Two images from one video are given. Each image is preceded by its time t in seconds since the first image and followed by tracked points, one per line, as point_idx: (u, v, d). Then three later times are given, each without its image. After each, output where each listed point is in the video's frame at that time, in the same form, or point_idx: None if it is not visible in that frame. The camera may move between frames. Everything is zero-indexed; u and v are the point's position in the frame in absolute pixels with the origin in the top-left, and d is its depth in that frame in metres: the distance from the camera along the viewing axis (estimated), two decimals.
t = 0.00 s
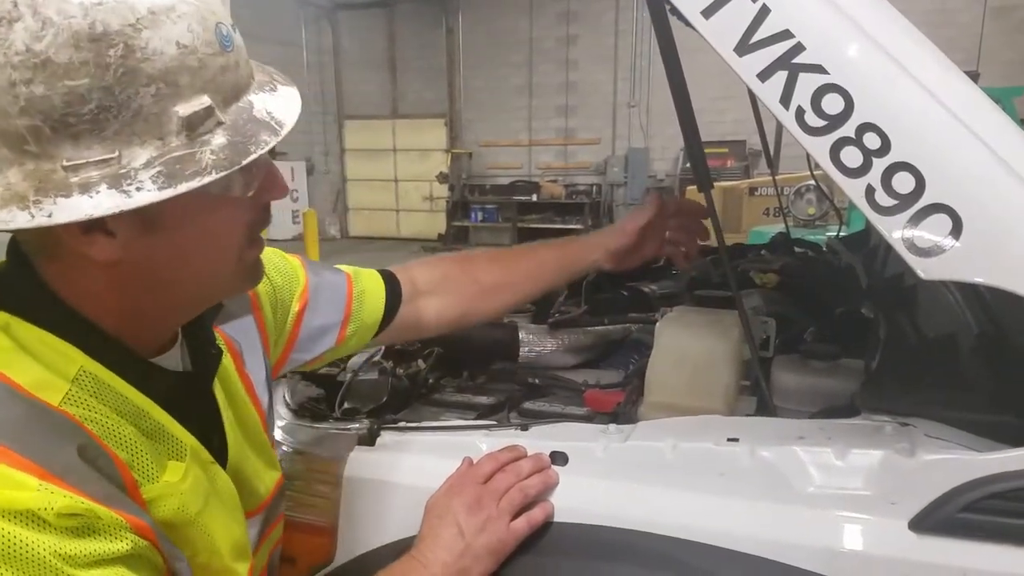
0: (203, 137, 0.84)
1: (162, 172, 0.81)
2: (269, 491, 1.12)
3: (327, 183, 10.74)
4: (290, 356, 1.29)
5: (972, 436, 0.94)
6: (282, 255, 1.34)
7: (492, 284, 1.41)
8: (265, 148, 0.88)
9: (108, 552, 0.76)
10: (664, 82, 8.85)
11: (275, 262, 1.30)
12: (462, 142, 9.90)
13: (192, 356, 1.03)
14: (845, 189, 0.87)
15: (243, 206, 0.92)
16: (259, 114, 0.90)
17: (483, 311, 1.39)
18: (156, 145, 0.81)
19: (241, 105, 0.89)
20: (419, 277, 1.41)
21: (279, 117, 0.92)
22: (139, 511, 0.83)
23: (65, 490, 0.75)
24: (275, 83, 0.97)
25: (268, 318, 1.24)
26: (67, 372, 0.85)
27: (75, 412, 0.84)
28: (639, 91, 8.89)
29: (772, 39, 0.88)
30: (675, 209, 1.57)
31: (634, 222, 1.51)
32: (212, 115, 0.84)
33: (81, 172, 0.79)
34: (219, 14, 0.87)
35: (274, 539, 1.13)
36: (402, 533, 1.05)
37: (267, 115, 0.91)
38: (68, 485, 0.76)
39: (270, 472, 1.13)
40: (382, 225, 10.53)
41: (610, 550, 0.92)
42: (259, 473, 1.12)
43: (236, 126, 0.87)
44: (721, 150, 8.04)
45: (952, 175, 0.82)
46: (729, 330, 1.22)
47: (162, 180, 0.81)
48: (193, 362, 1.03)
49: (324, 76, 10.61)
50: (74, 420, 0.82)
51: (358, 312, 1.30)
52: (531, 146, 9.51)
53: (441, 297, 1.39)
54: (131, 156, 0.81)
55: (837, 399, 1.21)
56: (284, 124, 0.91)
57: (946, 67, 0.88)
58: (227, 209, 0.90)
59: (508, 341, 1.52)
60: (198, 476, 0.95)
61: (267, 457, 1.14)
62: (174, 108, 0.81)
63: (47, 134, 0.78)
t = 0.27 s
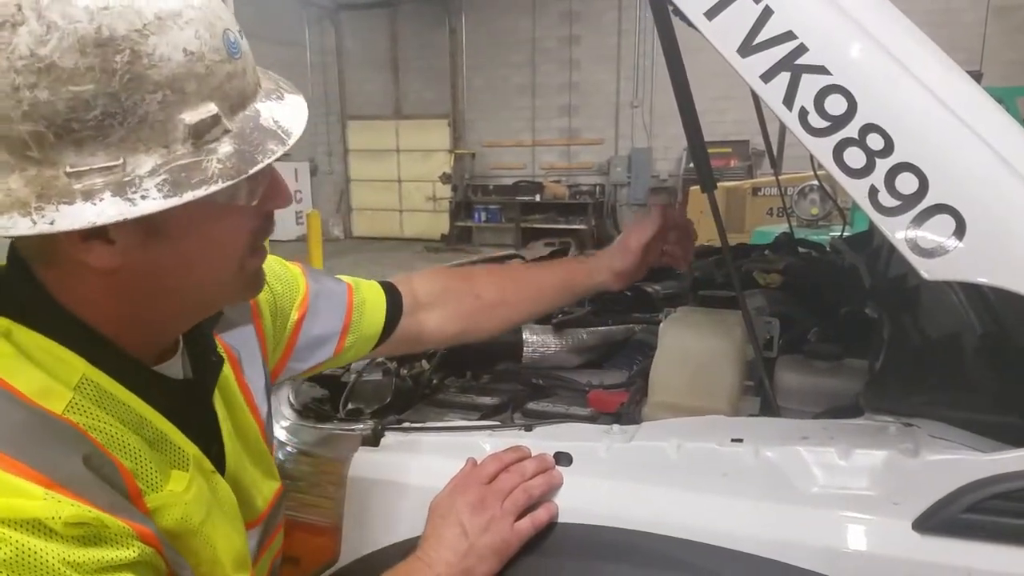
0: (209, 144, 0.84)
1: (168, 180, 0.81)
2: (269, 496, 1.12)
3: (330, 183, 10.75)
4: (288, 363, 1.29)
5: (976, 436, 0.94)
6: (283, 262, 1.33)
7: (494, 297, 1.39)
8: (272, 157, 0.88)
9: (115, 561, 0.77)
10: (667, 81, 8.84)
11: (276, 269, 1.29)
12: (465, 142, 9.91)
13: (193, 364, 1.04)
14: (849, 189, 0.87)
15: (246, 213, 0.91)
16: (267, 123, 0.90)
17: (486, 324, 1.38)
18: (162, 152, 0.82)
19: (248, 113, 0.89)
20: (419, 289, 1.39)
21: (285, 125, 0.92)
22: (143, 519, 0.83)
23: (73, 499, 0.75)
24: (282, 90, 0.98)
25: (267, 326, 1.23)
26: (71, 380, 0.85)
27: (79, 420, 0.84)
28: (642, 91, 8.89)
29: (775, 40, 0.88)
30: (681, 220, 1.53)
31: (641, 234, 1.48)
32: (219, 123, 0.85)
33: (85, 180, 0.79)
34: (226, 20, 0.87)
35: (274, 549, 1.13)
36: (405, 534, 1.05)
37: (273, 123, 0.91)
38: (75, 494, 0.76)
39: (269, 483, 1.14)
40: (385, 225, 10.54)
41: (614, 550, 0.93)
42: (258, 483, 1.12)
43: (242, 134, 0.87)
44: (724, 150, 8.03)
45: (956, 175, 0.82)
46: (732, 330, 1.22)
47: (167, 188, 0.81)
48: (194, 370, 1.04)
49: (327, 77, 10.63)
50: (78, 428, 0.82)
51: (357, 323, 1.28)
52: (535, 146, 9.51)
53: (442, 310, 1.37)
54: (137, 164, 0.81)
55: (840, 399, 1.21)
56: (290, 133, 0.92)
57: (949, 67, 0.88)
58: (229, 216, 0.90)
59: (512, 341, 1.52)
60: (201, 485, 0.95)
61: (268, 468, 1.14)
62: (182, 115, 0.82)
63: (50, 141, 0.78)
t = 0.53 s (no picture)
0: (245, 151, 0.85)
1: (206, 184, 0.82)
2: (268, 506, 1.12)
3: (333, 184, 10.76)
4: (286, 375, 1.26)
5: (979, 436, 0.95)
6: (285, 273, 1.31)
7: (496, 313, 1.37)
8: (304, 166, 0.90)
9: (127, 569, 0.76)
10: (669, 82, 8.84)
11: (278, 280, 1.28)
12: (467, 143, 9.92)
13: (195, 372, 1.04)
14: (851, 190, 0.88)
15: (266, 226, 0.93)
16: (297, 134, 0.93)
17: (489, 342, 1.35)
18: (200, 155, 0.82)
19: (279, 125, 0.91)
20: (421, 304, 1.35)
21: (314, 138, 0.95)
22: (149, 527, 0.82)
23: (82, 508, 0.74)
24: (305, 105, 1.01)
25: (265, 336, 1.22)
26: (76, 389, 0.85)
27: (85, 429, 0.83)
28: (645, 91, 8.90)
29: (777, 41, 0.88)
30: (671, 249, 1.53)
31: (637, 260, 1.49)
32: (257, 129, 0.86)
33: (122, 180, 0.79)
34: (262, 33, 0.89)
35: (271, 559, 1.13)
36: (407, 534, 1.05)
37: (302, 135, 0.94)
38: (84, 503, 0.75)
39: (267, 496, 1.13)
40: (387, 226, 10.55)
41: (617, 550, 0.93)
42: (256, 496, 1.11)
43: (275, 143, 0.89)
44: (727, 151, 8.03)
45: (958, 176, 0.82)
46: (734, 331, 1.22)
47: (206, 192, 0.82)
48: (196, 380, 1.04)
49: (330, 78, 10.64)
50: (85, 437, 0.82)
51: (357, 337, 1.26)
52: (537, 147, 9.52)
53: (444, 326, 1.34)
54: (174, 166, 0.81)
55: (843, 400, 1.21)
56: (318, 145, 0.95)
57: (951, 68, 0.88)
58: (249, 228, 0.90)
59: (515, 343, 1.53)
60: (203, 497, 0.95)
61: (268, 481, 1.14)
62: (220, 120, 0.83)
63: (91, 139, 0.77)
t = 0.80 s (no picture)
0: (280, 147, 0.87)
1: (253, 177, 0.83)
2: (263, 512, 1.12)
3: (336, 184, 10.77)
4: (273, 379, 1.25)
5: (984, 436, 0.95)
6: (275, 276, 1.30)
7: (491, 325, 1.35)
8: (330, 161, 0.92)
9: None
10: (672, 82, 8.84)
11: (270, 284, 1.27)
12: (470, 143, 9.92)
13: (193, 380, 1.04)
14: (855, 189, 0.87)
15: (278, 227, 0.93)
16: (315, 132, 0.94)
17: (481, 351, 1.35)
18: (242, 150, 0.83)
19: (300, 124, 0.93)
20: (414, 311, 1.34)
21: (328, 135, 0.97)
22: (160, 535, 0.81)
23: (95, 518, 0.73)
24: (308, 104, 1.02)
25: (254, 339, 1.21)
26: (80, 398, 0.85)
27: (91, 438, 0.84)
28: (648, 91, 8.89)
29: (781, 41, 0.88)
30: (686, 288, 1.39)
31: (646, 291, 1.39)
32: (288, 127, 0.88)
33: (172, 172, 0.79)
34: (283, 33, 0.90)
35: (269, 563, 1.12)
36: (410, 533, 1.05)
37: (319, 133, 0.95)
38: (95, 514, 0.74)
39: (261, 502, 1.13)
40: (391, 227, 10.55)
41: (622, 549, 0.93)
42: (247, 502, 1.10)
43: (301, 140, 0.90)
44: (731, 151, 8.03)
45: (963, 175, 0.82)
46: (738, 331, 1.22)
47: (254, 184, 0.82)
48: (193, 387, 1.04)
49: (333, 78, 10.65)
50: (93, 446, 0.82)
51: (345, 342, 1.26)
52: (540, 147, 9.52)
53: (439, 335, 1.34)
54: (221, 160, 0.82)
55: (847, 400, 1.21)
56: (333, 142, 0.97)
57: (955, 67, 0.88)
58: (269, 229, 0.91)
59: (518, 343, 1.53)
60: (206, 505, 0.96)
61: (262, 487, 1.14)
62: (259, 116, 0.84)
63: (142, 133, 0.77)
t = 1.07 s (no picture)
0: (246, 111, 0.89)
1: (234, 138, 0.85)
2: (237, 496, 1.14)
3: (340, 185, 10.79)
4: (238, 365, 1.26)
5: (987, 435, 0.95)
6: (229, 259, 1.28)
7: (466, 311, 1.35)
8: (289, 124, 0.96)
9: None
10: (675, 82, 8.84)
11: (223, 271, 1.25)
12: (473, 144, 9.94)
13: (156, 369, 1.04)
14: (858, 189, 0.87)
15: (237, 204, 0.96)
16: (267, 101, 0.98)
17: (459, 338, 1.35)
18: (218, 115, 0.85)
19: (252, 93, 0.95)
20: (387, 296, 1.35)
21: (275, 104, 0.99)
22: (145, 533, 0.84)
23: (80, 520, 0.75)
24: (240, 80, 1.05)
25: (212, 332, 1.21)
26: (56, 399, 0.85)
27: (70, 438, 0.84)
28: (651, 91, 8.89)
29: (783, 42, 0.89)
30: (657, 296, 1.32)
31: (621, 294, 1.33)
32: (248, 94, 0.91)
33: (162, 138, 0.81)
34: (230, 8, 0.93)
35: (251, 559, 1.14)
36: (414, 534, 1.06)
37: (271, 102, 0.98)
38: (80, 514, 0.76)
39: (236, 486, 1.14)
40: (394, 227, 10.56)
41: (627, 549, 0.93)
42: (219, 484, 1.13)
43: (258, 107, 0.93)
44: (734, 151, 8.03)
45: (965, 174, 0.82)
46: (742, 331, 1.22)
47: (235, 143, 0.85)
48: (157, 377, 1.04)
49: (336, 79, 10.67)
50: (73, 447, 0.83)
51: (307, 328, 1.26)
52: (543, 147, 9.52)
53: (412, 320, 1.35)
54: (203, 124, 0.84)
55: (850, 400, 1.21)
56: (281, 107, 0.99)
57: (957, 69, 0.89)
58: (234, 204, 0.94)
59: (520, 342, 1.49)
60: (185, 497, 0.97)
61: (238, 471, 1.15)
62: (228, 82, 0.86)
63: (131, 102, 0.79)
